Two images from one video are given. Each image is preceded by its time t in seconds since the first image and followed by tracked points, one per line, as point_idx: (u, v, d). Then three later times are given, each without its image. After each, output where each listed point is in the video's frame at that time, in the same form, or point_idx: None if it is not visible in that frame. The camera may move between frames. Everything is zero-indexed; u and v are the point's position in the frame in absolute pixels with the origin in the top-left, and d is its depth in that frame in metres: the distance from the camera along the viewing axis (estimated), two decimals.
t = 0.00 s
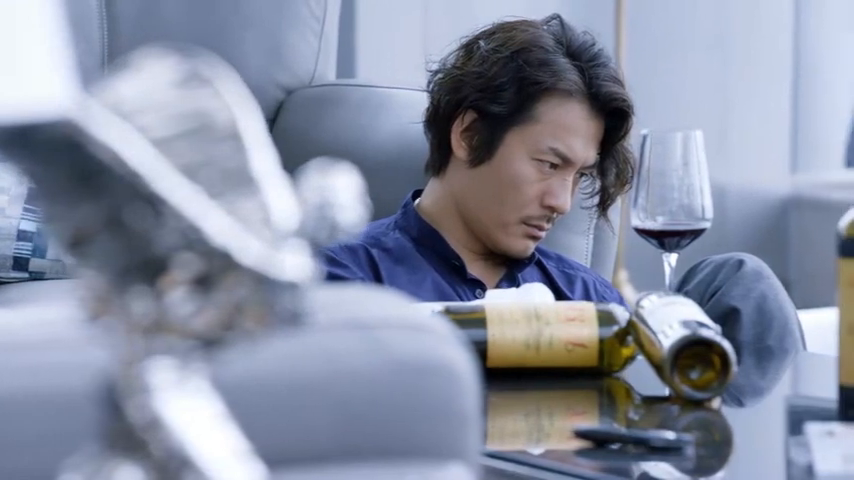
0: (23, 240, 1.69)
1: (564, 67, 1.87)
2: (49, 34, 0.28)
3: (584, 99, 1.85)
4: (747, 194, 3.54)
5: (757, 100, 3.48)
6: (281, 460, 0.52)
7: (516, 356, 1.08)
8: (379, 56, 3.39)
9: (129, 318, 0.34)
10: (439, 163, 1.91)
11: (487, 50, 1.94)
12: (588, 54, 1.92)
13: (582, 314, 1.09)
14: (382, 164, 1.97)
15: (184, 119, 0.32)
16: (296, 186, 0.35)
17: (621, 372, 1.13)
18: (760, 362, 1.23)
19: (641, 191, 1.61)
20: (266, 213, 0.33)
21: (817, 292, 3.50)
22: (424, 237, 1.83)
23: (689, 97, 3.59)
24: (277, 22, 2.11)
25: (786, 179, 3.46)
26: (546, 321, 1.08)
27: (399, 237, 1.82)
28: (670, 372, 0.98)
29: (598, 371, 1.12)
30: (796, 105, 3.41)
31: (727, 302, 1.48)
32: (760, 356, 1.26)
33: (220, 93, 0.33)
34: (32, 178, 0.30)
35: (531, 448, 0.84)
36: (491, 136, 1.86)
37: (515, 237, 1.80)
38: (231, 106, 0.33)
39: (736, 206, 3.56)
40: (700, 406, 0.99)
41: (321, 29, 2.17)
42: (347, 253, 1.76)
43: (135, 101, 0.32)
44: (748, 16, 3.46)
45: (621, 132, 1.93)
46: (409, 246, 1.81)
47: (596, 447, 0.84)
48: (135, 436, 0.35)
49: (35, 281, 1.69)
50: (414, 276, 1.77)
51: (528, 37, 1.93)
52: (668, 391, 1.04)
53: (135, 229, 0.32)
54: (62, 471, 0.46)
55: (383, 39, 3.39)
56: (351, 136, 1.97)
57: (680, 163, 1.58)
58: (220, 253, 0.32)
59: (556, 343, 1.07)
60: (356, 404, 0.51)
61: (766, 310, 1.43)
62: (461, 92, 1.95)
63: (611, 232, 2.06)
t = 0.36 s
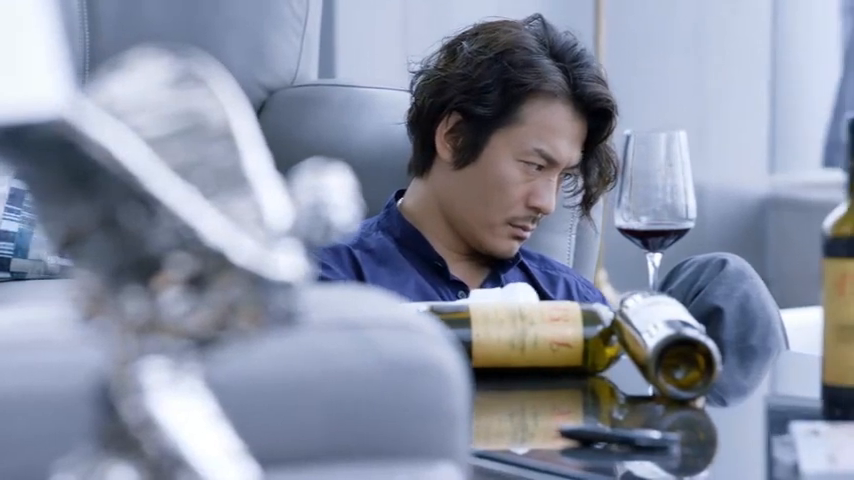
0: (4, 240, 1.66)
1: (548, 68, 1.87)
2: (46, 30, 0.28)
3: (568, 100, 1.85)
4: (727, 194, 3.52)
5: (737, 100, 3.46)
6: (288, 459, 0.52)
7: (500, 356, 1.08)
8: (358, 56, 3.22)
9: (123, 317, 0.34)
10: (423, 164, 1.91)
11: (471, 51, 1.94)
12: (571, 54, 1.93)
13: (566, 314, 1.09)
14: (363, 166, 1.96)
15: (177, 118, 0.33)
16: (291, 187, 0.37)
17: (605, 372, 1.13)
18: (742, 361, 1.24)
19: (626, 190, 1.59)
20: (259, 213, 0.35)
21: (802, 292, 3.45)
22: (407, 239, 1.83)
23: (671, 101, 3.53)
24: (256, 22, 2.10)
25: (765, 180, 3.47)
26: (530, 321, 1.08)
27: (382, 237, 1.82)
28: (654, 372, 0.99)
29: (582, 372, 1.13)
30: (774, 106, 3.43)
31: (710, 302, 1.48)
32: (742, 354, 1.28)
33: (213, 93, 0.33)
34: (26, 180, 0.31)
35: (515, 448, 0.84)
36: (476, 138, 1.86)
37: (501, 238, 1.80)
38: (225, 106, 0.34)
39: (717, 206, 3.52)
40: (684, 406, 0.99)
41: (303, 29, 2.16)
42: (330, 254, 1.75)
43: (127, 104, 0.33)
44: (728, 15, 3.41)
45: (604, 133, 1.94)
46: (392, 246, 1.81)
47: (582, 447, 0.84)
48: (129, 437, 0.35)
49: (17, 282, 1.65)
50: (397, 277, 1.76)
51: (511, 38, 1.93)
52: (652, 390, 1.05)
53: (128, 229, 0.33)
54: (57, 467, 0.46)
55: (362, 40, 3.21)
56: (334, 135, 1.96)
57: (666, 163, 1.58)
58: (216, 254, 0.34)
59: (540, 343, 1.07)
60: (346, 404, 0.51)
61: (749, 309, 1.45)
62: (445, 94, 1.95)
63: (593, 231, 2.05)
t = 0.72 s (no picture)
0: None
1: (532, 66, 1.87)
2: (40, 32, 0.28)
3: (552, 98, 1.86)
4: (709, 194, 3.56)
5: (717, 101, 3.49)
6: (280, 459, 0.51)
7: (485, 355, 1.08)
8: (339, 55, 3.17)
9: (115, 317, 0.35)
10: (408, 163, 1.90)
11: (455, 50, 1.94)
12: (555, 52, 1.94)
13: (551, 314, 1.09)
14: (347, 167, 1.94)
15: (169, 119, 0.33)
16: (284, 185, 0.37)
17: (590, 372, 1.14)
18: (727, 361, 1.24)
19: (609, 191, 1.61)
20: (251, 213, 0.35)
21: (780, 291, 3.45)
22: (390, 240, 1.83)
23: (653, 98, 3.66)
24: (238, 26, 2.10)
25: (745, 179, 3.47)
26: (516, 320, 1.08)
27: (366, 239, 1.82)
28: (640, 371, 0.99)
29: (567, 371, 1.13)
30: (755, 107, 3.40)
31: (694, 302, 1.48)
32: (726, 354, 1.29)
33: (205, 92, 0.34)
34: (20, 179, 0.32)
35: (501, 448, 0.85)
36: (461, 136, 1.86)
37: (485, 236, 1.80)
38: (218, 107, 0.34)
39: (698, 205, 3.58)
40: (669, 405, 0.99)
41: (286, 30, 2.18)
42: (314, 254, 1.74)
43: (119, 102, 0.33)
44: (705, 15, 3.46)
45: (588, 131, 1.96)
46: (375, 249, 1.81)
47: (568, 447, 0.85)
48: (122, 435, 0.36)
49: None
50: (380, 279, 1.76)
51: (496, 36, 1.93)
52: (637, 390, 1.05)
53: (122, 229, 0.33)
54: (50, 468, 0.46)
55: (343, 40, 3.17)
56: (317, 135, 1.93)
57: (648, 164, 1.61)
58: (209, 255, 0.34)
59: (525, 342, 1.08)
60: (338, 403, 0.51)
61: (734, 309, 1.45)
62: (430, 92, 1.94)
63: (576, 231, 2.05)
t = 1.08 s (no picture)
0: None
1: (513, 65, 1.87)
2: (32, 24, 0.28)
3: (533, 97, 1.85)
4: (688, 194, 3.61)
5: (696, 95, 3.52)
6: (265, 457, 0.52)
7: (470, 354, 1.08)
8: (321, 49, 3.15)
9: (108, 317, 0.36)
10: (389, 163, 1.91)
11: (436, 49, 1.95)
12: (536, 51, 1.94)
13: (536, 314, 1.10)
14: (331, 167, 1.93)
15: (160, 119, 0.34)
16: (278, 183, 0.38)
17: (574, 372, 1.14)
18: (711, 361, 1.25)
19: (594, 188, 1.54)
20: (244, 210, 0.35)
21: (761, 291, 3.48)
22: (373, 241, 1.82)
23: (630, 101, 3.63)
24: (220, 27, 2.09)
25: (724, 178, 3.54)
26: (500, 320, 1.08)
27: (348, 240, 1.81)
28: (624, 371, 0.99)
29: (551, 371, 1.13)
30: (733, 107, 3.46)
31: (678, 301, 1.48)
32: (710, 354, 1.30)
33: (197, 93, 0.34)
34: (12, 180, 0.32)
35: (485, 448, 0.86)
36: (442, 135, 1.86)
37: (467, 235, 1.80)
38: (209, 107, 0.34)
39: (677, 207, 3.62)
40: (655, 405, 0.99)
41: (268, 29, 2.20)
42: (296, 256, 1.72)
43: (113, 101, 0.33)
44: (683, 16, 3.47)
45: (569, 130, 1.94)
46: (358, 249, 1.80)
47: (554, 447, 0.86)
48: (114, 436, 0.37)
49: None
50: (363, 279, 1.75)
51: (477, 35, 1.93)
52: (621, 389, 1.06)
53: (114, 229, 0.34)
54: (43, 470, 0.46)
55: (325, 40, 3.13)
56: (300, 135, 1.92)
57: (635, 164, 1.53)
58: (203, 254, 0.34)
59: (510, 343, 1.08)
60: (327, 404, 0.51)
61: (716, 309, 1.46)
62: (411, 91, 1.94)
63: (559, 230, 2.08)
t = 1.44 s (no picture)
0: None
1: (497, 66, 1.87)
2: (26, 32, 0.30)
3: (517, 97, 1.85)
4: (669, 194, 3.54)
5: (677, 96, 3.47)
6: (254, 458, 0.53)
7: (456, 354, 1.08)
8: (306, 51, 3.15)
9: (100, 316, 0.36)
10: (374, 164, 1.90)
11: (420, 50, 1.94)
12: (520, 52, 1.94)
13: (521, 313, 1.10)
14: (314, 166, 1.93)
15: (152, 119, 0.34)
16: (268, 185, 0.38)
17: (558, 371, 1.14)
18: (695, 361, 1.25)
19: (578, 188, 1.52)
20: (236, 211, 0.36)
21: (742, 291, 3.51)
22: (357, 242, 1.82)
23: (611, 98, 3.44)
24: (202, 20, 2.07)
25: (704, 180, 3.57)
26: (485, 320, 1.08)
27: (333, 240, 1.80)
28: (609, 371, 1.00)
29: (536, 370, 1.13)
30: (715, 108, 3.50)
31: (662, 302, 1.48)
32: (694, 353, 1.31)
33: (189, 93, 0.35)
34: (7, 178, 0.33)
35: (471, 448, 0.87)
36: (426, 135, 1.86)
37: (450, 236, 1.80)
38: (201, 106, 0.35)
39: (660, 205, 3.53)
40: (639, 405, 1.00)
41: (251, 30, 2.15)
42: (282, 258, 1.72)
43: (105, 102, 0.34)
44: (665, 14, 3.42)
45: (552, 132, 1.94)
46: (342, 250, 1.79)
47: (539, 447, 0.87)
48: (108, 437, 0.37)
49: None
50: (346, 279, 1.74)
51: (461, 35, 1.93)
52: (607, 388, 1.06)
53: (106, 229, 0.34)
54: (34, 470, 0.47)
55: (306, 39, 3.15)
56: (282, 134, 1.92)
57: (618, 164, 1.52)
58: (194, 254, 0.35)
59: (495, 343, 1.08)
60: (315, 403, 0.52)
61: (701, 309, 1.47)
62: (394, 91, 1.94)
63: (543, 231, 2.07)
